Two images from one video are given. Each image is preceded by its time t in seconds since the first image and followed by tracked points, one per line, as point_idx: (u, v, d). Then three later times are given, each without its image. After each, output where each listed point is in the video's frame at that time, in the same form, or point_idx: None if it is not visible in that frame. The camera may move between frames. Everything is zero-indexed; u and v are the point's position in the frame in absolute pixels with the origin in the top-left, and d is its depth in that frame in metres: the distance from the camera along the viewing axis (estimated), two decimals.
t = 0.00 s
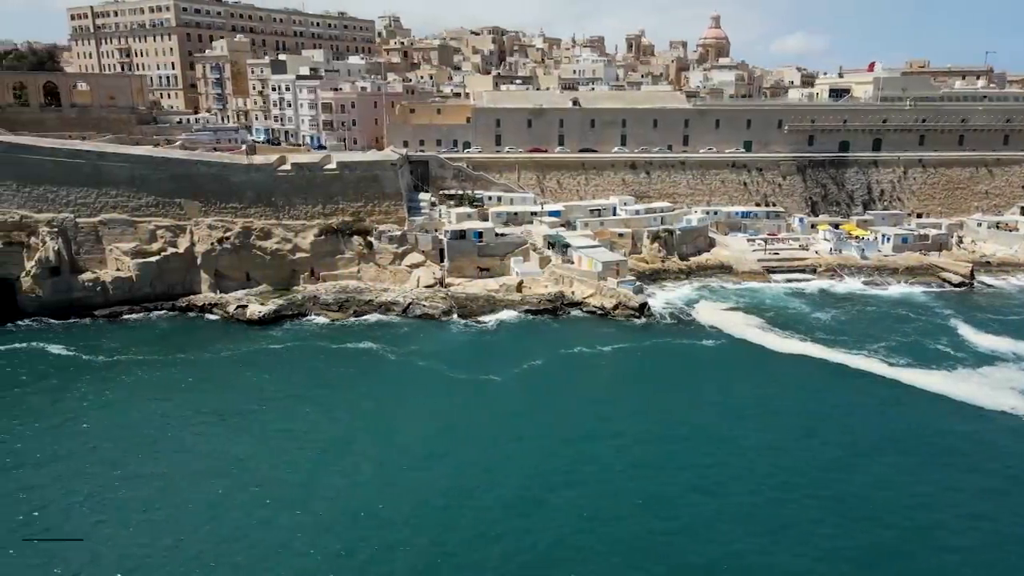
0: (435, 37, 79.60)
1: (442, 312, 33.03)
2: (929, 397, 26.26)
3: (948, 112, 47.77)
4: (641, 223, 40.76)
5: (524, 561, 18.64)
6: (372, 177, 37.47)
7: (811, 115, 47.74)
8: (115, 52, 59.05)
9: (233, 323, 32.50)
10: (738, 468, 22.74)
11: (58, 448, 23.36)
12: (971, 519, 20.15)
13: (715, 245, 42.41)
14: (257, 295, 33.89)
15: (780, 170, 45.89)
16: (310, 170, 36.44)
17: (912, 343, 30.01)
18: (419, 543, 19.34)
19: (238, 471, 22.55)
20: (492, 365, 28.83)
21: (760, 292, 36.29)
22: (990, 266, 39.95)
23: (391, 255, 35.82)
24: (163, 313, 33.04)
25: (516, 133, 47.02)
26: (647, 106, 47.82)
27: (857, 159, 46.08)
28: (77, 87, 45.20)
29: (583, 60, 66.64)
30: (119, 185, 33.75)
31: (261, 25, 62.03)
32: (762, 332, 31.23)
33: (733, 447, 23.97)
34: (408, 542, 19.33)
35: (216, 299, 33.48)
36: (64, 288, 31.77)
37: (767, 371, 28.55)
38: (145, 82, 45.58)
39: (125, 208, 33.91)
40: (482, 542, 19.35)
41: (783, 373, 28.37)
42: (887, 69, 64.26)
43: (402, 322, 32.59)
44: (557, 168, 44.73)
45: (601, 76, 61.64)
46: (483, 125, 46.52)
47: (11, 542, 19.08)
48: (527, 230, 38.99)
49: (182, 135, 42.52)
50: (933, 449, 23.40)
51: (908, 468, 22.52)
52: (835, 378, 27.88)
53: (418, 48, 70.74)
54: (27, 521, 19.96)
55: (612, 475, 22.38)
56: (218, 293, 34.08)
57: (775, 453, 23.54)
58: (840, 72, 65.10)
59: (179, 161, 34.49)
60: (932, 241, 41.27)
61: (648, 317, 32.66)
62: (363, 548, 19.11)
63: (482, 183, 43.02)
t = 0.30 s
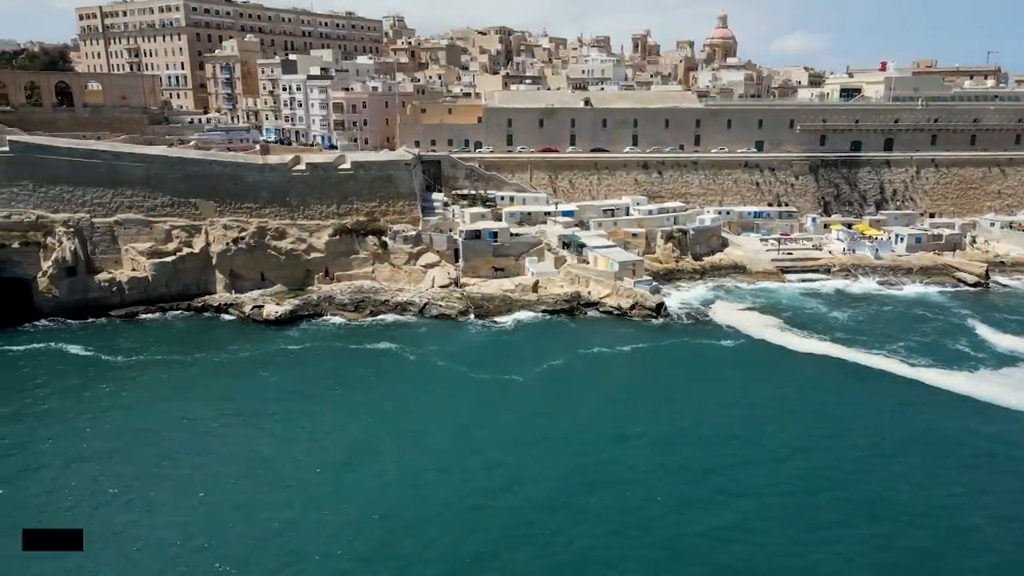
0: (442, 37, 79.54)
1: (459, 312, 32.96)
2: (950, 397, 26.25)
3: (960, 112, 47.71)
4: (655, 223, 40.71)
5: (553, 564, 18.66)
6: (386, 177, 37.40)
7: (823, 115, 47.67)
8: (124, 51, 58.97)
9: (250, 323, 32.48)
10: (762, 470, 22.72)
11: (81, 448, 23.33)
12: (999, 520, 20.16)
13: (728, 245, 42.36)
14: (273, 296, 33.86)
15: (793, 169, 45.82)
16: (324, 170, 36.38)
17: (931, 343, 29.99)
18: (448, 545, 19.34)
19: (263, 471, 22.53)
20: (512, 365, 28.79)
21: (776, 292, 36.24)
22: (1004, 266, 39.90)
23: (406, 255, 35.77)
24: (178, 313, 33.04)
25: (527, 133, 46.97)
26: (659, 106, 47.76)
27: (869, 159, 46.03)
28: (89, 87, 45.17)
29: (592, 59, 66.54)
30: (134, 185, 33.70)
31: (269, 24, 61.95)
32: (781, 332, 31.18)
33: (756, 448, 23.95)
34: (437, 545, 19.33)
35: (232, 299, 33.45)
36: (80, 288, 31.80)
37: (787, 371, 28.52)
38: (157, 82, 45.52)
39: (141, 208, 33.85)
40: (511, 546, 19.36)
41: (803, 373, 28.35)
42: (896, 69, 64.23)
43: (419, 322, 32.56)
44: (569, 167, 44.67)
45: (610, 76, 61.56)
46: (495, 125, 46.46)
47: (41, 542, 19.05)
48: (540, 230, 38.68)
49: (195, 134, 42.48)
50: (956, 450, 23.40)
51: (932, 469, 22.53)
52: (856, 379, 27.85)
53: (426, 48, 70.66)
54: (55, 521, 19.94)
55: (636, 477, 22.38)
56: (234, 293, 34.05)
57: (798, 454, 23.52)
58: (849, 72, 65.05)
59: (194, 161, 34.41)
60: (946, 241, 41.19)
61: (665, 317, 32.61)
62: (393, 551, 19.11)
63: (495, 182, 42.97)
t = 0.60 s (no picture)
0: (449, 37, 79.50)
1: (476, 312, 32.89)
2: (972, 398, 26.21)
3: (972, 111, 47.62)
4: (669, 223, 40.65)
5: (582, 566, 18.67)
6: (401, 177, 37.33)
7: (835, 115, 47.60)
8: (133, 52, 58.94)
9: (266, 323, 32.44)
10: (787, 472, 22.69)
11: (105, 449, 23.33)
12: None
13: (742, 245, 42.29)
14: (288, 296, 33.82)
15: (805, 169, 45.74)
16: (339, 170, 36.32)
17: (951, 343, 29.94)
18: (477, 546, 19.34)
19: (288, 472, 22.54)
20: (532, 365, 28.72)
21: (791, 292, 36.19)
22: (1019, 266, 39.82)
23: (421, 255, 35.70)
24: (194, 314, 33.00)
25: (539, 133, 46.92)
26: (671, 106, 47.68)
27: (882, 159, 45.96)
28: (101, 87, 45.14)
29: (601, 59, 66.44)
30: (150, 185, 33.65)
31: (278, 24, 61.89)
32: (801, 333, 31.12)
33: (780, 449, 23.92)
34: (468, 546, 19.34)
35: (247, 299, 33.41)
36: (97, 288, 31.77)
37: (808, 372, 28.46)
38: (169, 81, 45.49)
39: (156, 208, 33.80)
40: (542, 547, 19.38)
41: (824, 373, 28.30)
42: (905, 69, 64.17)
43: (436, 322, 32.52)
44: (581, 167, 44.63)
45: (619, 76, 61.48)
46: (507, 125, 46.39)
47: (55, 538, 19.28)
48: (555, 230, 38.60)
49: (208, 134, 42.42)
50: (980, 450, 23.37)
51: (957, 471, 22.50)
52: (877, 379, 27.81)
53: (433, 48, 70.59)
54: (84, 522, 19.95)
55: (661, 478, 22.38)
56: (249, 293, 34.01)
57: (823, 456, 23.49)
58: (857, 71, 64.98)
59: (209, 161, 34.36)
60: (960, 241, 41.12)
61: (683, 318, 32.56)
62: (423, 552, 19.13)
63: (507, 182, 42.91)
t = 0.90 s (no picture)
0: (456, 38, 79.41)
1: (493, 312, 32.83)
2: (994, 398, 26.16)
3: (985, 111, 47.54)
4: (682, 224, 40.61)
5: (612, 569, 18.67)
6: (415, 177, 37.25)
7: (847, 115, 47.53)
8: (142, 51, 58.90)
9: (283, 323, 32.39)
10: (813, 474, 22.64)
11: (129, 450, 23.33)
12: None
13: (755, 245, 42.23)
14: (304, 296, 33.78)
15: (818, 169, 45.67)
16: (354, 170, 36.25)
17: (971, 343, 29.89)
18: (507, 548, 19.36)
19: (313, 474, 22.53)
20: (552, 366, 28.67)
21: (807, 292, 36.13)
22: None
23: (436, 255, 35.61)
24: (211, 314, 32.97)
25: (551, 133, 46.86)
26: (682, 106, 47.62)
27: (895, 159, 45.90)
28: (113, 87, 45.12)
29: (609, 59, 66.37)
30: (166, 185, 33.61)
31: (287, 24, 61.83)
32: (820, 332, 31.08)
33: (804, 450, 23.88)
34: (497, 549, 19.34)
35: (263, 299, 33.36)
36: (114, 288, 31.74)
37: (829, 372, 28.43)
38: (181, 81, 45.47)
39: (172, 208, 33.76)
40: (571, 550, 19.36)
41: (844, 373, 28.26)
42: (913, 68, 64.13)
43: (453, 322, 32.47)
44: (594, 167, 44.57)
45: (628, 76, 61.40)
46: (519, 125, 46.33)
47: (55, 536, 19.35)
48: (570, 230, 38.57)
49: (220, 134, 42.39)
50: (1005, 450, 23.31)
51: (983, 471, 22.45)
52: (899, 378, 27.75)
53: (441, 48, 70.54)
54: (112, 524, 19.96)
55: (686, 480, 22.37)
56: (264, 293, 33.96)
57: (847, 456, 23.47)
58: (866, 71, 64.88)
59: (225, 161, 34.32)
60: (974, 241, 41.05)
61: (700, 318, 32.53)
62: (453, 555, 19.13)
63: (520, 182, 42.86)
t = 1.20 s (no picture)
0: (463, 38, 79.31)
1: (510, 312, 32.77)
2: (1017, 398, 26.11)
3: (997, 111, 47.46)
4: (696, 224, 40.55)
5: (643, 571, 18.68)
6: (430, 177, 37.16)
7: (859, 114, 47.45)
8: (151, 51, 58.86)
9: (300, 324, 32.35)
10: (839, 475, 22.59)
11: (153, 453, 23.33)
12: None
13: (769, 245, 42.15)
14: (320, 296, 33.73)
15: (831, 169, 45.59)
16: (369, 170, 36.16)
17: (991, 344, 29.84)
18: (536, 551, 19.36)
19: (338, 476, 22.53)
20: (572, 366, 28.61)
21: (823, 292, 36.08)
22: None
23: (451, 255, 35.53)
24: (227, 314, 32.92)
25: (563, 132, 46.79)
26: (695, 105, 47.54)
27: (908, 159, 45.84)
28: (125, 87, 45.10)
29: (618, 58, 66.26)
30: (181, 185, 33.55)
31: (296, 24, 61.76)
32: (839, 332, 31.04)
33: (828, 450, 23.83)
34: (528, 552, 19.32)
35: (279, 299, 33.31)
36: (130, 288, 31.68)
37: (849, 372, 28.38)
38: (193, 81, 45.42)
39: (188, 208, 33.71)
40: (601, 552, 19.36)
41: (864, 373, 28.22)
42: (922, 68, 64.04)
43: (470, 323, 32.41)
44: (606, 167, 44.52)
45: (637, 76, 61.30)
46: (531, 125, 46.27)
47: (55, 535, 19.43)
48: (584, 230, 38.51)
49: (233, 134, 42.34)
50: None
51: (1009, 471, 22.40)
52: (921, 378, 27.69)
53: (449, 48, 70.48)
54: (140, 526, 19.96)
55: (711, 481, 22.35)
56: (280, 294, 33.91)
57: (872, 457, 23.41)
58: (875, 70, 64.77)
59: (241, 161, 34.25)
60: (988, 241, 40.98)
61: (717, 318, 32.50)
62: (483, 558, 19.09)
63: (533, 182, 42.80)
